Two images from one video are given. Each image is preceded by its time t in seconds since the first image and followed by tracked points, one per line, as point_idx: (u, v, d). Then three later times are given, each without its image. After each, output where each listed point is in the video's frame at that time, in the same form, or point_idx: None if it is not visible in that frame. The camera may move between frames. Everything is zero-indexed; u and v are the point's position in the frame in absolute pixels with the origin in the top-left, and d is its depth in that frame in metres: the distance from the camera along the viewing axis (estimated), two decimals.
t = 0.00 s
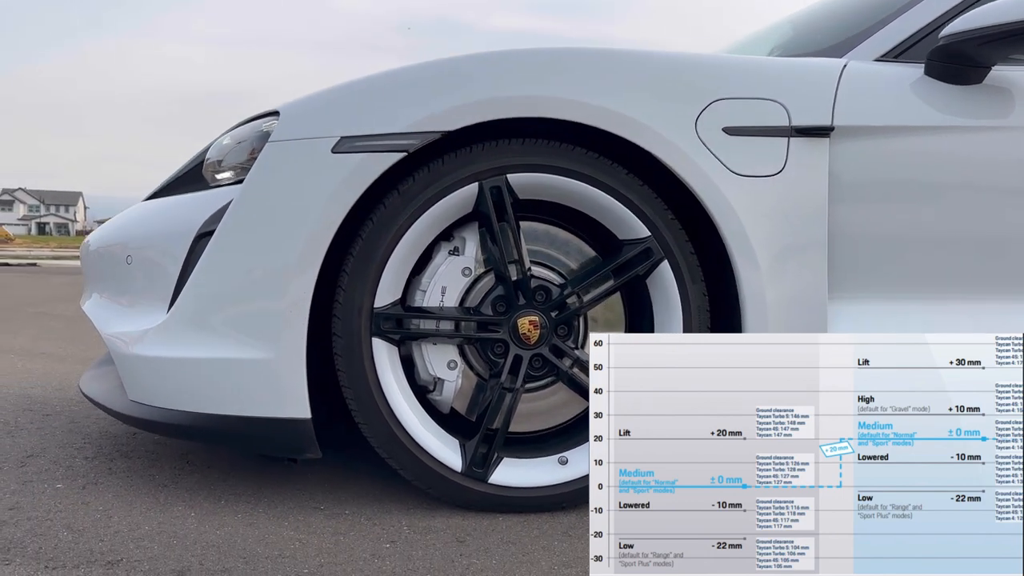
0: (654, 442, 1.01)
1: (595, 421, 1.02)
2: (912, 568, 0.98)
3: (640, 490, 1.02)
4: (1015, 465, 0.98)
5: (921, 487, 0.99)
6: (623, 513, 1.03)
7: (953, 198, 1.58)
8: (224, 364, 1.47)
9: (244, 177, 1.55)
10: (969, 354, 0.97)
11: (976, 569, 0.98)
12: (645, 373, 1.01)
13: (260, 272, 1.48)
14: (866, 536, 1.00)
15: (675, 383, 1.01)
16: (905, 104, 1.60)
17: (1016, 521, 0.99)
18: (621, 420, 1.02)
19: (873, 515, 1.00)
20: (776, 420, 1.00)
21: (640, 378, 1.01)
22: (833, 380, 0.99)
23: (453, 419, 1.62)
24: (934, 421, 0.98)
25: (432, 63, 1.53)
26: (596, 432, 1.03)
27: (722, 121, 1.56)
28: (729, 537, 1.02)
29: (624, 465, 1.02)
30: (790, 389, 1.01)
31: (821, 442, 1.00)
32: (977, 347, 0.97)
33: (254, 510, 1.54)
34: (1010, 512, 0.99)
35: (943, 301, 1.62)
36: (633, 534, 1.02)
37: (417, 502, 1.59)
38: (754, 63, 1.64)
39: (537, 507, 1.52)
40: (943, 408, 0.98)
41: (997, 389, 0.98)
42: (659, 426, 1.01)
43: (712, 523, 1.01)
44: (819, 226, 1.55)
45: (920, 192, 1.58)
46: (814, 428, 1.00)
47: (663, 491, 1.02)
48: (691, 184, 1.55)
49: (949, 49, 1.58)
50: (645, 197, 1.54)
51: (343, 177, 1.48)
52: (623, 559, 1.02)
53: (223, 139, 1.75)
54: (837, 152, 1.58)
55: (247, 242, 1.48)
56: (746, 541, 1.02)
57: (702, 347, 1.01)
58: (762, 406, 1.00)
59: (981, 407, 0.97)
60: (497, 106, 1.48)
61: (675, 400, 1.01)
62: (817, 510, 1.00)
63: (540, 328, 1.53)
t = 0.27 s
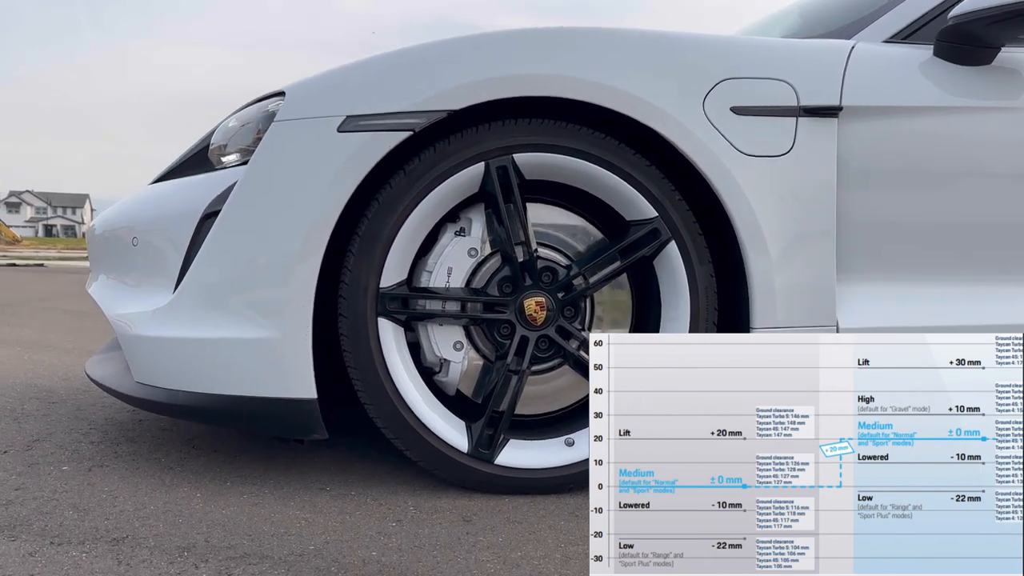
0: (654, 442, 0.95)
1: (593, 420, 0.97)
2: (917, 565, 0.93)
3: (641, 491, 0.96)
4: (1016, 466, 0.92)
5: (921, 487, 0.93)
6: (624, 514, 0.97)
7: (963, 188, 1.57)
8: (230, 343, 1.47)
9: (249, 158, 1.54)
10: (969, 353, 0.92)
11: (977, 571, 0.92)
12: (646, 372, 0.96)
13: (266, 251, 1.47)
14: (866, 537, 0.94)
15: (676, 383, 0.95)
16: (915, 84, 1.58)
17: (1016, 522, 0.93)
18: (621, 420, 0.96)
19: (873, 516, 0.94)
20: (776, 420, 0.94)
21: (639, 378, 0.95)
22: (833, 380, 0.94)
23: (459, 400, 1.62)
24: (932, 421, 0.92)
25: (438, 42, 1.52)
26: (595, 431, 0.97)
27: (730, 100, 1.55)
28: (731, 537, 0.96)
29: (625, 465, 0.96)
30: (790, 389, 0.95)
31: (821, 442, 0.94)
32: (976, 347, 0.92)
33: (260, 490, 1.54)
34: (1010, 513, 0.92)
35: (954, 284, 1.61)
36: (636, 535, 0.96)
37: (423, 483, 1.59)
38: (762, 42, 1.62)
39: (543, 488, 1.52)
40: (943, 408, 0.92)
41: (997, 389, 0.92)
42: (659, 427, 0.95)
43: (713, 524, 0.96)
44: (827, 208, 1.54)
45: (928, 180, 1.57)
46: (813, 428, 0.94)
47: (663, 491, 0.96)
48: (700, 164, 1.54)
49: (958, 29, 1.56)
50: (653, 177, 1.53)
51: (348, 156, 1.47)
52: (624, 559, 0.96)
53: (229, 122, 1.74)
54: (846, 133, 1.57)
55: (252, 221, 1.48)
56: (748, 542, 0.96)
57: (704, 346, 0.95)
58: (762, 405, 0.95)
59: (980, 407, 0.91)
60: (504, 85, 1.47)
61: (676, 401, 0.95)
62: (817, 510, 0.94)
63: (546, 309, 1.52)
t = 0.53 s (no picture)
0: (654, 442, 0.88)
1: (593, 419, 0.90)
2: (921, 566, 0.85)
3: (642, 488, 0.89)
4: (1015, 466, 0.84)
5: (919, 486, 0.85)
6: (625, 512, 0.89)
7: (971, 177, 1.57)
8: (235, 329, 1.47)
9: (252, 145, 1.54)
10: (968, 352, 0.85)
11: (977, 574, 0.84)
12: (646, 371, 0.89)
13: (269, 237, 1.47)
14: (865, 537, 0.87)
15: (677, 382, 0.88)
16: (918, 71, 1.58)
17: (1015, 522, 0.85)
18: (621, 420, 0.89)
19: (872, 516, 0.87)
20: (776, 419, 0.88)
21: (640, 378, 0.88)
22: (832, 379, 0.87)
23: (462, 388, 1.62)
24: (931, 421, 0.85)
25: (441, 29, 1.52)
26: (595, 432, 0.90)
27: (732, 87, 1.55)
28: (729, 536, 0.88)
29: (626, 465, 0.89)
30: (790, 388, 0.88)
31: (820, 442, 0.87)
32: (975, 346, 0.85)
33: (265, 477, 1.54)
34: (1009, 512, 0.85)
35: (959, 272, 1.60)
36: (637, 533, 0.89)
37: (427, 470, 1.59)
38: (765, 29, 1.62)
39: (546, 475, 1.52)
40: (943, 408, 0.85)
41: (997, 389, 0.85)
42: (658, 427, 0.88)
43: (710, 524, 0.88)
44: (830, 194, 1.54)
45: (934, 169, 1.56)
46: (813, 428, 0.87)
47: (663, 492, 0.89)
48: (703, 151, 1.53)
49: (961, 15, 1.55)
50: (655, 164, 1.53)
51: (351, 142, 1.47)
52: (624, 559, 0.89)
53: (231, 111, 1.73)
54: (849, 119, 1.56)
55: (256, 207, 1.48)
56: (748, 542, 0.89)
57: (704, 345, 0.89)
58: (763, 405, 0.88)
59: (979, 407, 0.85)
60: (507, 71, 1.47)
61: (678, 401, 0.88)
62: (817, 510, 0.87)
63: (549, 296, 1.52)
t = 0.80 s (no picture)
0: (653, 443, 0.87)
1: (593, 420, 0.88)
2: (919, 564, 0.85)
3: (641, 489, 0.87)
4: (1016, 466, 0.84)
5: (922, 486, 0.84)
6: (623, 513, 0.87)
7: (969, 167, 1.57)
8: (230, 317, 1.47)
9: (247, 133, 1.54)
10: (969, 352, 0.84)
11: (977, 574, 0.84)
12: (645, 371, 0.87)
13: (265, 224, 1.47)
14: (867, 538, 0.85)
15: (678, 382, 0.86)
16: (914, 58, 1.58)
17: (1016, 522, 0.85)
18: (621, 420, 0.87)
19: (872, 516, 0.85)
20: (777, 420, 0.86)
21: (639, 378, 0.86)
22: (833, 380, 0.85)
23: (458, 376, 1.62)
24: (932, 421, 0.84)
25: (436, 17, 1.52)
26: (595, 432, 0.88)
27: (728, 74, 1.55)
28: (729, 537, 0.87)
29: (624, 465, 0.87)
30: (790, 389, 0.86)
31: (821, 443, 0.86)
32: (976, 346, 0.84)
33: (265, 464, 1.55)
34: (1009, 512, 0.85)
35: (954, 259, 1.60)
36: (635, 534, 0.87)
37: (424, 458, 1.59)
38: (761, 17, 1.62)
39: (543, 463, 1.52)
40: (943, 408, 0.84)
41: (997, 389, 0.84)
42: (657, 429, 0.86)
43: (710, 525, 0.87)
44: (825, 182, 1.54)
45: (931, 160, 1.56)
46: (813, 429, 0.86)
47: (663, 492, 0.87)
48: (699, 139, 1.53)
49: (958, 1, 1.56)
50: (651, 151, 1.53)
51: (347, 129, 1.47)
52: (624, 559, 0.87)
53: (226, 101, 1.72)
54: (845, 107, 1.56)
55: (252, 195, 1.48)
56: (748, 543, 0.87)
57: (704, 345, 0.87)
58: (763, 405, 0.86)
59: (981, 407, 0.83)
60: (501, 58, 1.47)
61: (680, 400, 0.86)
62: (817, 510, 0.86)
63: (546, 284, 1.52)
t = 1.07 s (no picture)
0: (653, 443, 0.85)
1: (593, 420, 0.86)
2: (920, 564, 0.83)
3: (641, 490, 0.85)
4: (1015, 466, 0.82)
5: (921, 486, 0.83)
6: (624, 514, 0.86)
7: (965, 164, 1.57)
8: (227, 313, 1.48)
9: (244, 129, 1.54)
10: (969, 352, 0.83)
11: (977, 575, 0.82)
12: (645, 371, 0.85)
13: (262, 219, 1.48)
14: (866, 539, 0.84)
15: (678, 382, 0.85)
16: (909, 53, 1.58)
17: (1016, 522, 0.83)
18: (621, 420, 0.86)
19: (872, 516, 0.84)
20: (777, 420, 0.84)
21: (639, 378, 0.85)
22: (832, 380, 0.84)
23: (455, 371, 1.62)
24: (932, 421, 0.83)
25: (432, 12, 1.52)
26: (594, 432, 0.86)
27: (724, 69, 1.55)
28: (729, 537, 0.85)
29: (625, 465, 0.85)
30: (790, 389, 0.85)
31: (821, 443, 0.84)
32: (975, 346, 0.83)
33: (263, 460, 1.55)
34: (1009, 513, 0.83)
35: (951, 254, 1.61)
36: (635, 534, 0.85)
37: (422, 453, 1.59)
38: (756, 12, 1.62)
39: (540, 457, 1.52)
40: (943, 408, 0.82)
41: (997, 389, 0.83)
42: (657, 428, 0.85)
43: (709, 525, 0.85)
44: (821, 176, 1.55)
45: (928, 156, 1.57)
46: (813, 429, 0.84)
47: (663, 492, 0.85)
48: (694, 133, 1.54)
49: None
50: (647, 146, 1.53)
51: (344, 124, 1.47)
52: (624, 560, 0.85)
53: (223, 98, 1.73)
54: (840, 101, 1.57)
55: (249, 190, 1.48)
56: (748, 543, 0.85)
57: (703, 345, 0.85)
58: (762, 406, 0.84)
59: (980, 407, 0.82)
60: (498, 54, 1.48)
61: (680, 401, 0.85)
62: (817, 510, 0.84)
63: (542, 279, 1.52)
